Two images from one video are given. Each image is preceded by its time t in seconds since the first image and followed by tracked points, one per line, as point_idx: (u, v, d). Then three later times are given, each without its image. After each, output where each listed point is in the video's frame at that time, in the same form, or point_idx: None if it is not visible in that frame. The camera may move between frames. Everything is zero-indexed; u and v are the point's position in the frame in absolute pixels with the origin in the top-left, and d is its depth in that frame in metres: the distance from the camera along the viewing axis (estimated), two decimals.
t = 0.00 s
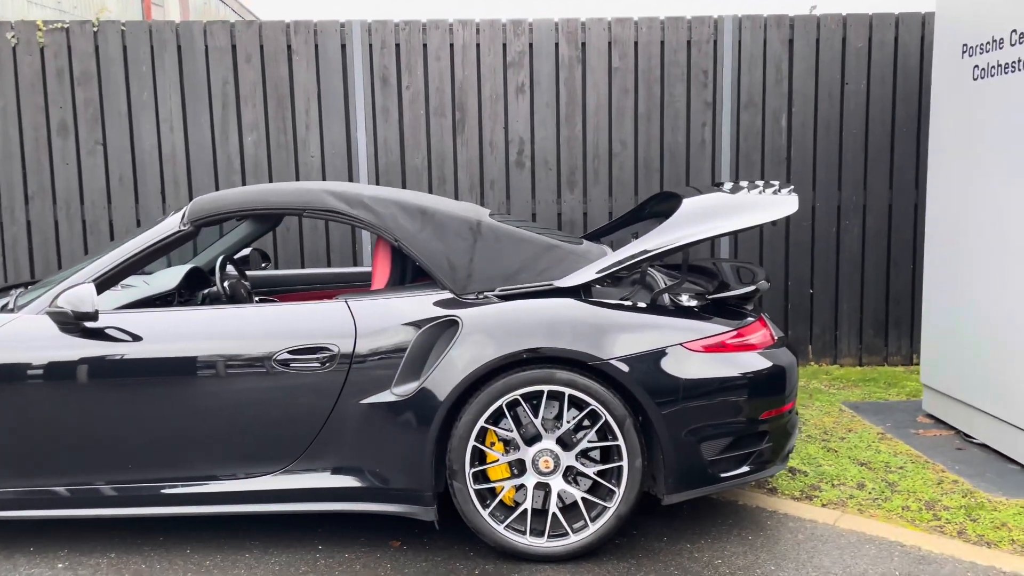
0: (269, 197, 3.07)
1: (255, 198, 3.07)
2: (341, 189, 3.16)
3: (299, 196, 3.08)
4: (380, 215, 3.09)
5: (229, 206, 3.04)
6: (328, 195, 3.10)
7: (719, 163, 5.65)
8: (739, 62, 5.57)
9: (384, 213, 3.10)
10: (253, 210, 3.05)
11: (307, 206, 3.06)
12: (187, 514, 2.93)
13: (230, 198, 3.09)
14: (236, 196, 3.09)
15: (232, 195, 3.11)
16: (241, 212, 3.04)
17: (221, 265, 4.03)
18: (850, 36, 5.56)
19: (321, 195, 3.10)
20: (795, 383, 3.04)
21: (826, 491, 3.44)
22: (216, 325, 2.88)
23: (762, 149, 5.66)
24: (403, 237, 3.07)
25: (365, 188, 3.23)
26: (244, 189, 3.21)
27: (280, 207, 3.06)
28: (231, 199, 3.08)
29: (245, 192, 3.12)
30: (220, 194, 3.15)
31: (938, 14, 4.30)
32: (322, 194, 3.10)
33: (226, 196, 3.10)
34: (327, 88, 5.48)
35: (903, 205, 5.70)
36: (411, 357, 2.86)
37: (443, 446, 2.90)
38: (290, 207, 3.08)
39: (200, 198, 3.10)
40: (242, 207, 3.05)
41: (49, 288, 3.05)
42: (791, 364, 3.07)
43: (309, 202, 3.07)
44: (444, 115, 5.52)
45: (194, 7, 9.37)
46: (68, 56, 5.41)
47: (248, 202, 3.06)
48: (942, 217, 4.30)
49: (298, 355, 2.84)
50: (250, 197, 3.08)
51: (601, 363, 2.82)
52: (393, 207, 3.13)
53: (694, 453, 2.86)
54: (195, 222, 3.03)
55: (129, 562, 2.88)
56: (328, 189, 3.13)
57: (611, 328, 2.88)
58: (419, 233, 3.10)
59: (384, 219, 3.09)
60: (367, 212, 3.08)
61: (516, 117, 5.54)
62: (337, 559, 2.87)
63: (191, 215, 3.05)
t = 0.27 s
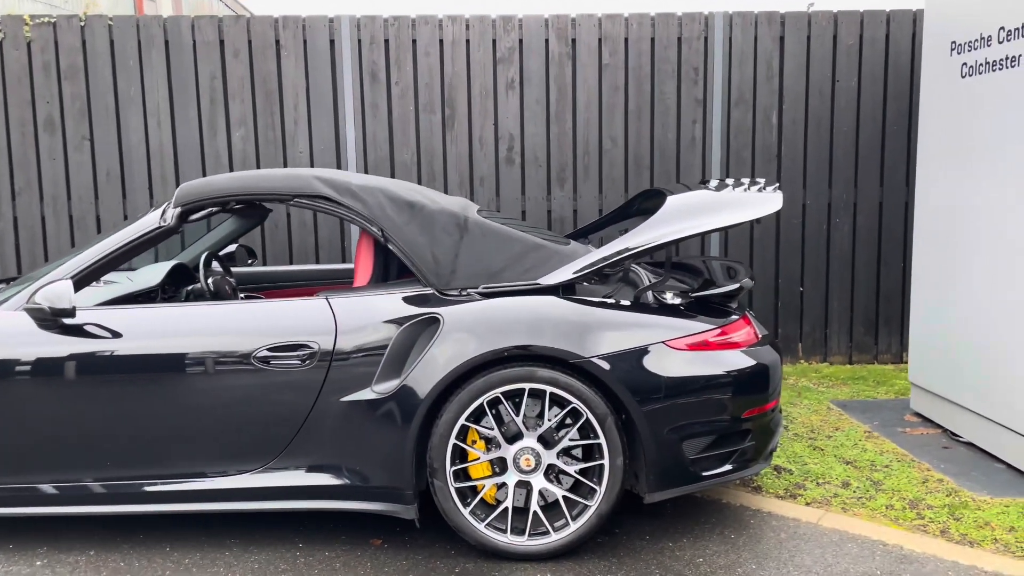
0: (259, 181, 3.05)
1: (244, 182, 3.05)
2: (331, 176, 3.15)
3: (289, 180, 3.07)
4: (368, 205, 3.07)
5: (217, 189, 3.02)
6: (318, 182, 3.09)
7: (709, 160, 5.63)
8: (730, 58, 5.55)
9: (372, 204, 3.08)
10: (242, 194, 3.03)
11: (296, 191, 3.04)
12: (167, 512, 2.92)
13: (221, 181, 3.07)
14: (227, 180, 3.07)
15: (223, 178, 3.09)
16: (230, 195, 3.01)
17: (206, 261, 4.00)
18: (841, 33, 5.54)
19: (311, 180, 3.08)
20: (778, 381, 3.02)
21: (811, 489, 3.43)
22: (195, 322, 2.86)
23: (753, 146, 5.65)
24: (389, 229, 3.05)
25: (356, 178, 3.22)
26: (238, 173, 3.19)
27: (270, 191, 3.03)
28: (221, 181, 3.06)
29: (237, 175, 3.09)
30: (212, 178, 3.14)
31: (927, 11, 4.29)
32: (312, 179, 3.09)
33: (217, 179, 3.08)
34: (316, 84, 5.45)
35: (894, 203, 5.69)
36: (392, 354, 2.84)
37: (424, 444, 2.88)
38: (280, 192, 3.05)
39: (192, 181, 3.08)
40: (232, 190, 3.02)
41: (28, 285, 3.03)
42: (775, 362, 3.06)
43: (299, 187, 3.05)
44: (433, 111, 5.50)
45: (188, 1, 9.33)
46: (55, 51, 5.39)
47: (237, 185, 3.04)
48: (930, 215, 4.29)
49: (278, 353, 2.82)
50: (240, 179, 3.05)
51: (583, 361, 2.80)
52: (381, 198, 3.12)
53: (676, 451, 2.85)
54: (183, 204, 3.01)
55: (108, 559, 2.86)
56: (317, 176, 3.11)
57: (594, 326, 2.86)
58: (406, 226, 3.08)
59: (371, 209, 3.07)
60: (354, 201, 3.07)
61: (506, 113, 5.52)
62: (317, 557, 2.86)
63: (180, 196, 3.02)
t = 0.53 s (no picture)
0: (256, 163, 3.02)
1: (241, 165, 3.02)
2: (329, 161, 3.11)
3: (285, 162, 3.03)
4: (364, 192, 3.04)
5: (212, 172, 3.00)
6: (315, 164, 3.04)
7: (704, 157, 5.61)
8: (725, 55, 5.53)
9: (368, 191, 3.05)
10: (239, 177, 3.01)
11: (292, 174, 3.01)
12: (152, 509, 2.91)
13: (219, 164, 3.06)
14: (224, 163, 3.05)
15: (222, 161, 3.07)
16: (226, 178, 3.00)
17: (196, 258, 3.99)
18: (838, 29, 5.51)
19: (308, 163, 3.04)
20: (765, 380, 3.01)
21: (800, 488, 3.42)
22: (181, 319, 2.85)
23: (748, 143, 5.62)
24: (383, 219, 3.02)
25: (352, 163, 3.18)
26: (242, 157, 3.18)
27: (266, 173, 3.00)
28: (220, 164, 3.05)
29: (235, 158, 3.07)
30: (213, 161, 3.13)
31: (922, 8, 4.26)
32: (309, 162, 3.04)
33: (216, 163, 3.07)
34: (310, 79, 5.43)
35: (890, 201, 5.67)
36: (377, 351, 2.83)
37: (410, 442, 2.87)
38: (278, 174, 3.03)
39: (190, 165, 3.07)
40: (227, 173, 3.01)
41: (14, 280, 3.03)
42: (763, 361, 3.05)
43: (296, 170, 3.02)
44: (427, 107, 5.48)
45: None
46: (48, 46, 5.38)
47: (234, 168, 3.02)
48: (924, 214, 4.27)
49: (262, 350, 2.81)
50: (237, 162, 3.03)
51: (568, 359, 2.79)
52: (377, 186, 3.09)
53: (662, 450, 2.84)
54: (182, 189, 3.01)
55: (93, 556, 2.86)
56: (314, 160, 3.07)
57: (580, 324, 2.84)
58: (399, 218, 3.06)
59: (367, 196, 3.04)
60: (351, 187, 3.03)
61: (500, 109, 5.49)
62: (302, 555, 2.85)
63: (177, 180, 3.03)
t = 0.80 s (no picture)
0: (266, 146, 3.01)
1: (252, 146, 3.01)
2: (340, 146, 3.09)
3: (296, 146, 3.01)
4: (370, 180, 3.03)
5: (222, 151, 2.97)
6: (326, 149, 3.04)
7: (706, 155, 5.59)
8: (727, 52, 5.51)
9: (375, 180, 3.04)
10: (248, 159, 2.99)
11: (302, 157, 3.00)
12: (147, 506, 2.92)
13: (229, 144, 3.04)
14: (234, 143, 3.03)
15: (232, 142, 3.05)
16: (236, 159, 2.97)
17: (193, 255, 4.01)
18: (841, 27, 5.48)
19: (319, 146, 3.03)
20: (760, 381, 3.00)
21: (795, 489, 3.41)
22: (175, 317, 2.86)
23: (750, 141, 5.60)
24: (386, 211, 3.03)
25: (361, 149, 3.17)
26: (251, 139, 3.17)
27: (276, 156, 2.99)
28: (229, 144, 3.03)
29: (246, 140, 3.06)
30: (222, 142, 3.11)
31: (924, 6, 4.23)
32: (320, 146, 3.03)
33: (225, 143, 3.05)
34: (311, 76, 5.43)
35: (893, 200, 5.64)
36: (370, 349, 2.83)
37: (402, 441, 2.87)
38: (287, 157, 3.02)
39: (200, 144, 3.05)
40: (237, 154, 2.98)
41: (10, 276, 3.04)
42: (757, 361, 3.04)
43: (307, 154, 3.01)
44: (428, 104, 5.47)
45: None
46: (50, 42, 5.40)
47: (245, 148, 3.00)
48: (925, 213, 4.24)
49: (256, 348, 2.82)
50: (247, 143, 3.01)
51: (561, 359, 2.78)
52: (384, 175, 3.08)
53: (654, 450, 2.83)
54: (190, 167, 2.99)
55: (87, 552, 2.87)
56: (325, 144, 3.06)
57: (573, 324, 2.84)
58: (402, 211, 3.06)
59: (373, 185, 3.03)
60: (358, 174, 3.02)
61: (501, 107, 5.48)
62: (294, 553, 2.86)
63: (186, 159, 3.00)
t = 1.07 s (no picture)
0: (285, 131, 3.01)
1: (270, 132, 3.01)
2: (358, 134, 3.09)
3: (315, 131, 3.01)
4: (383, 171, 3.03)
5: (243, 138, 2.99)
6: (344, 134, 3.03)
7: (711, 156, 5.57)
8: (734, 53, 5.48)
9: (387, 172, 3.05)
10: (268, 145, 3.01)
11: (320, 143, 2.99)
12: (145, 505, 2.94)
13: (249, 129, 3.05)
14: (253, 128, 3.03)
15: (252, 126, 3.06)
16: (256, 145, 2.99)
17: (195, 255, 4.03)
18: (848, 27, 5.43)
19: (337, 132, 3.02)
20: (757, 384, 2.99)
21: (795, 493, 3.39)
22: (172, 317, 2.87)
23: (756, 142, 5.57)
24: (394, 202, 3.03)
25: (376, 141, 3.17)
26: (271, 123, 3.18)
27: (295, 142, 3.00)
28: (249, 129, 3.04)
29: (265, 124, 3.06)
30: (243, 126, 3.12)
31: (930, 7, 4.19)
32: (339, 133, 3.02)
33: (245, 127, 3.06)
34: (316, 77, 5.45)
35: (900, 202, 5.59)
36: (365, 351, 2.83)
37: (397, 442, 2.87)
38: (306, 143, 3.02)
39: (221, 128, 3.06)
40: (256, 141, 2.99)
41: (10, 275, 3.07)
42: (755, 364, 3.02)
43: (325, 139, 3.00)
44: (433, 104, 5.47)
45: None
46: (59, 42, 5.44)
47: (264, 134, 3.00)
48: (931, 215, 4.20)
49: (251, 349, 2.82)
50: (266, 128, 3.02)
51: (555, 361, 2.77)
52: (396, 168, 3.09)
53: (649, 453, 2.82)
54: (212, 154, 3.01)
55: (84, 551, 2.89)
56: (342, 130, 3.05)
57: (568, 326, 2.83)
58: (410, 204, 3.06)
59: (385, 175, 3.04)
60: (372, 164, 3.01)
61: (506, 107, 5.48)
62: (289, 553, 2.86)
63: (207, 144, 3.01)
